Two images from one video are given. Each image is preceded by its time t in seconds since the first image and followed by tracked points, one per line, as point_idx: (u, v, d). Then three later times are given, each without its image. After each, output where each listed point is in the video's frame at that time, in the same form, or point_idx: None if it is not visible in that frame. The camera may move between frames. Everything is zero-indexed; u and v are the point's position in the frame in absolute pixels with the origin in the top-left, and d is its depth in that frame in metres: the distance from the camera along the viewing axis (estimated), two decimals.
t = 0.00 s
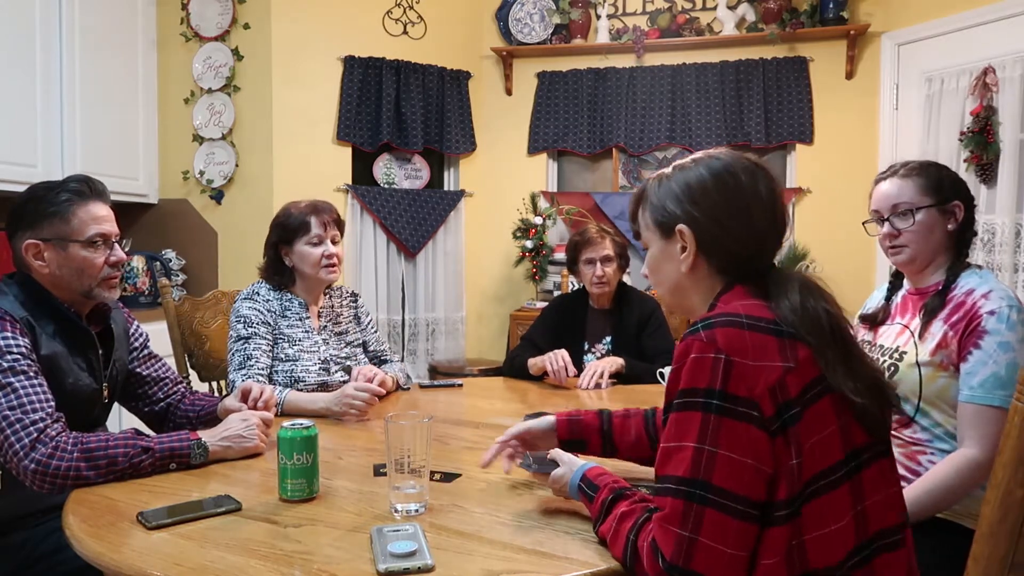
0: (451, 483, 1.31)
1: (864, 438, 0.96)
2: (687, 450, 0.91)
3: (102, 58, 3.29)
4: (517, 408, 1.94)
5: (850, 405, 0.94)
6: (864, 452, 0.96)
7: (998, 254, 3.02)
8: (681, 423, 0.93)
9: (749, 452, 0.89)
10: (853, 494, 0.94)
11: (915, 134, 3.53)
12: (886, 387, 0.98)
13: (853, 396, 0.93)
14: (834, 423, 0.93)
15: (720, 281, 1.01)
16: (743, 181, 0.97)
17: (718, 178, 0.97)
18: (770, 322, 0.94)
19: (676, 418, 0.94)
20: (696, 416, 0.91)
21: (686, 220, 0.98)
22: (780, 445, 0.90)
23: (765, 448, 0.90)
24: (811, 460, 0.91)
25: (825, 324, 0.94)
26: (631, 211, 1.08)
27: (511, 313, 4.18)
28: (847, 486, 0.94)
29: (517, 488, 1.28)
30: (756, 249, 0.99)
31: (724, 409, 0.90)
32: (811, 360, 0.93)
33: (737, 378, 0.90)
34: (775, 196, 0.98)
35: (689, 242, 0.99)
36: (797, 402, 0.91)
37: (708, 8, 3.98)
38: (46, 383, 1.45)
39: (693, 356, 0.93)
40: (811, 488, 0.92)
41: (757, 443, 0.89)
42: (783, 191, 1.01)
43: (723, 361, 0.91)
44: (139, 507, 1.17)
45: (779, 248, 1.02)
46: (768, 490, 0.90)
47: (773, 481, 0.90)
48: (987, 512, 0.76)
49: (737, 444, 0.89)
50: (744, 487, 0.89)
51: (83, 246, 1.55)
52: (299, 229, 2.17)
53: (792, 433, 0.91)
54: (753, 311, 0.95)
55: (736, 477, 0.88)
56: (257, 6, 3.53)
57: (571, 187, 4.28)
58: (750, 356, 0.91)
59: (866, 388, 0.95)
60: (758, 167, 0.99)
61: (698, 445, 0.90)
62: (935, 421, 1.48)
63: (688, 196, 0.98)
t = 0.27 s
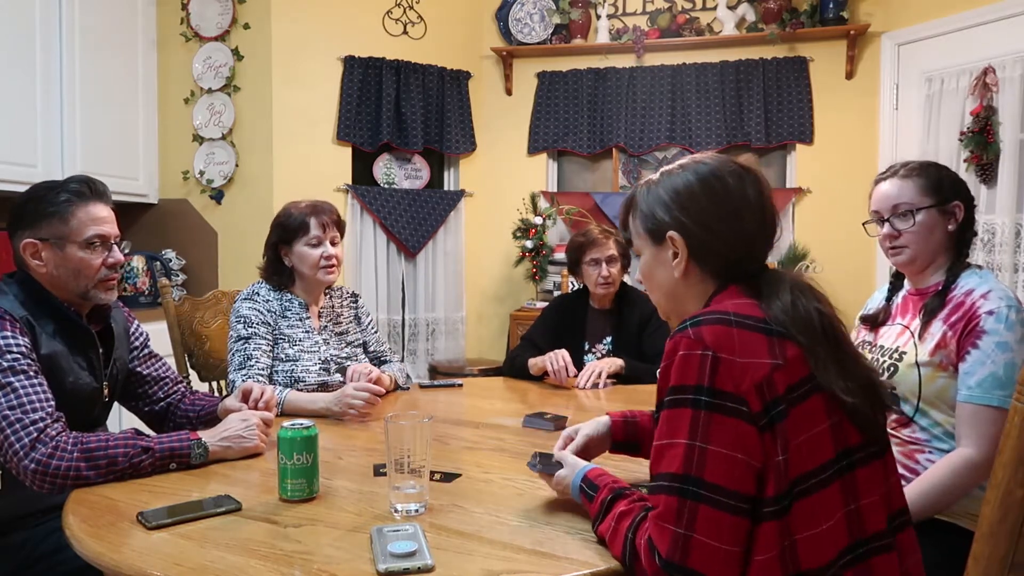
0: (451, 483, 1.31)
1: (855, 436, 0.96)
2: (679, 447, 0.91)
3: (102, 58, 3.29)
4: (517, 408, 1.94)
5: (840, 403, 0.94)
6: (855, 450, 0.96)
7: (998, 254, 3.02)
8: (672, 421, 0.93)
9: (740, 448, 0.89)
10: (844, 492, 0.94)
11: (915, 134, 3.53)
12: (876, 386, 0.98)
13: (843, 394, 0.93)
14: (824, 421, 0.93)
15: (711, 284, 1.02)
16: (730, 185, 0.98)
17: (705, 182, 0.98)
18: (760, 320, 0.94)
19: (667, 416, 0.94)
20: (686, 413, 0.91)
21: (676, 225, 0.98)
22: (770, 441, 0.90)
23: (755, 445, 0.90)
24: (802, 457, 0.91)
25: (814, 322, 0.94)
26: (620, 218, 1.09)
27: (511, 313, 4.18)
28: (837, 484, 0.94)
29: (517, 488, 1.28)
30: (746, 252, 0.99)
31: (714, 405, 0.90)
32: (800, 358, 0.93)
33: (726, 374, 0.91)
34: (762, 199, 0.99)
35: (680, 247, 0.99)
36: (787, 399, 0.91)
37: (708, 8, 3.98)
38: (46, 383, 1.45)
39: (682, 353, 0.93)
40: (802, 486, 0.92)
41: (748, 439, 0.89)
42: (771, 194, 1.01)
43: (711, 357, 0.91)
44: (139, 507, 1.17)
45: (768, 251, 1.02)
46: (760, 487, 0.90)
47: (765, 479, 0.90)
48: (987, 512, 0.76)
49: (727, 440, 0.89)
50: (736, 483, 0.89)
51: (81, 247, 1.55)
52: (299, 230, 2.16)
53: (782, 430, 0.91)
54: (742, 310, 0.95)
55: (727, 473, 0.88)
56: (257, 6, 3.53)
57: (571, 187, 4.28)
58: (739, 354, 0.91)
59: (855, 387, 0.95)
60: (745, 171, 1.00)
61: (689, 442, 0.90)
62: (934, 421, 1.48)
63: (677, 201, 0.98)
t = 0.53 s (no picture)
0: (451, 483, 1.31)
1: (854, 435, 0.96)
2: (678, 446, 0.91)
3: (102, 58, 3.29)
4: (518, 408, 1.94)
5: (839, 403, 0.94)
6: (854, 450, 0.96)
7: (998, 254, 3.02)
8: (672, 421, 0.93)
9: (739, 447, 0.89)
10: (843, 491, 0.94)
11: (915, 134, 3.53)
12: (875, 385, 0.98)
13: (842, 393, 0.93)
14: (823, 421, 0.93)
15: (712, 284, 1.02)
16: (732, 185, 0.98)
17: (707, 182, 0.98)
18: (759, 320, 0.94)
19: (666, 416, 0.94)
20: (685, 412, 0.91)
21: (677, 225, 0.98)
22: (768, 440, 0.90)
23: (754, 445, 0.90)
24: (801, 457, 0.91)
25: (812, 322, 0.94)
26: (622, 217, 1.08)
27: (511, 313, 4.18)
28: (836, 483, 0.94)
29: (517, 488, 1.28)
30: (746, 253, 0.99)
31: (713, 404, 0.90)
32: (799, 358, 0.92)
33: (724, 373, 0.91)
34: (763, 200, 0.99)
35: (681, 247, 0.99)
36: (785, 398, 0.91)
37: (708, 8, 3.98)
38: (46, 382, 1.45)
39: (681, 353, 0.93)
40: (801, 486, 0.92)
41: (747, 438, 0.89)
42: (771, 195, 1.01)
43: (710, 357, 0.91)
44: (139, 507, 1.17)
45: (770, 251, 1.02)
46: (759, 486, 0.90)
47: (763, 478, 0.90)
48: (987, 512, 0.76)
49: (727, 439, 0.89)
50: (736, 482, 0.88)
51: (80, 247, 1.55)
52: (299, 230, 2.16)
53: (780, 430, 0.90)
54: (741, 309, 0.95)
55: (727, 472, 0.88)
56: (257, 6, 3.53)
57: (571, 187, 4.28)
58: (737, 353, 0.91)
59: (854, 386, 0.95)
60: (747, 172, 1.00)
61: (688, 442, 0.90)
62: (933, 419, 1.47)
63: (679, 201, 0.98)
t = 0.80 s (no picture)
0: (451, 483, 1.31)
1: (848, 432, 0.96)
2: (674, 446, 0.91)
3: (102, 58, 3.29)
4: (518, 408, 1.94)
5: (832, 399, 0.94)
6: (847, 446, 0.96)
7: (998, 254, 3.02)
8: (667, 420, 0.93)
9: (734, 445, 0.89)
10: (838, 487, 0.94)
11: (915, 134, 3.53)
12: (867, 381, 0.98)
13: (835, 390, 0.93)
14: (817, 418, 0.93)
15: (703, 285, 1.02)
16: (718, 187, 0.98)
17: (693, 185, 0.98)
18: (751, 318, 0.94)
19: (661, 415, 0.94)
20: (680, 412, 0.91)
21: (668, 228, 0.98)
22: (763, 438, 0.90)
23: (749, 442, 0.90)
24: (795, 454, 0.92)
25: (804, 319, 0.94)
26: (609, 224, 1.09)
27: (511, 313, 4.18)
28: (831, 480, 0.94)
29: (517, 488, 1.28)
30: (737, 254, 1.00)
31: (708, 403, 0.90)
32: (792, 355, 0.93)
33: (719, 371, 0.91)
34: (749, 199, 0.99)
35: (672, 249, 0.99)
36: (779, 396, 0.91)
37: (708, 8, 3.98)
38: (46, 383, 1.45)
39: (675, 353, 0.93)
40: (796, 483, 0.92)
41: (742, 436, 0.89)
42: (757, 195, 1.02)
43: (704, 356, 0.91)
44: (139, 507, 1.17)
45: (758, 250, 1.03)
46: (755, 484, 0.90)
47: (759, 476, 0.90)
48: (987, 511, 0.76)
49: (722, 438, 0.89)
50: (732, 481, 0.88)
51: (81, 247, 1.55)
52: (300, 231, 2.16)
53: (775, 427, 0.90)
54: (734, 308, 0.95)
55: (724, 471, 0.88)
56: (257, 6, 3.53)
57: (571, 187, 4.28)
58: (731, 352, 0.91)
59: (847, 382, 0.95)
60: (731, 173, 1.01)
61: (684, 441, 0.90)
62: (929, 416, 1.47)
63: (666, 205, 0.99)
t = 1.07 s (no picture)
0: (451, 482, 1.31)
1: (846, 431, 0.96)
2: (673, 446, 0.91)
3: (102, 58, 3.29)
4: (518, 408, 1.94)
5: (830, 398, 0.94)
6: (846, 445, 0.96)
7: (998, 254, 3.02)
8: (665, 421, 0.93)
9: (732, 445, 0.89)
10: (837, 486, 0.94)
11: (915, 134, 3.53)
12: (865, 379, 0.98)
13: (833, 389, 0.93)
14: (815, 416, 0.93)
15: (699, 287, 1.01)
16: (708, 189, 0.98)
17: (684, 188, 0.98)
18: (749, 318, 0.94)
19: (660, 415, 0.93)
20: (679, 411, 0.91)
21: (661, 232, 0.98)
22: (761, 437, 0.90)
23: (748, 442, 0.90)
24: (794, 453, 0.92)
25: (801, 318, 0.95)
26: (602, 229, 1.09)
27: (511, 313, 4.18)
28: (830, 479, 0.94)
29: (517, 488, 1.28)
30: (731, 255, 1.00)
31: (707, 403, 0.90)
32: (790, 355, 0.93)
33: (717, 371, 0.91)
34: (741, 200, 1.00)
35: (666, 253, 0.99)
36: (777, 395, 0.91)
37: (708, 8, 3.98)
38: (46, 383, 1.45)
39: (673, 353, 0.93)
40: (796, 482, 0.92)
41: (741, 436, 0.89)
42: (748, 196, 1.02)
43: (702, 355, 0.91)
44: (139, 507, 1.17)
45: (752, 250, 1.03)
46: (753, 484, 0.90)
47: (758, 475, 0.90)
48: (987, 511, 0.76)
49: (721, 437, 0.89)
50: (731, 481, 0.88)
51: (81, 248, 1.55)
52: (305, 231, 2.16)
53: (773, 426, 0.90)
54: (732, 308, 0.95)
55: (722, 470, 0.88)
56: (257, 6, 3.53)
57: (571, 187, 4.28)
58: (729, 352, 0.91)
59: (845, 381, 0.95)
60: (720, 174, 1.01)
61: (682, 441, 0.90)
62: (927, 416, 1.47)
63: (658, 208, 0.99)
